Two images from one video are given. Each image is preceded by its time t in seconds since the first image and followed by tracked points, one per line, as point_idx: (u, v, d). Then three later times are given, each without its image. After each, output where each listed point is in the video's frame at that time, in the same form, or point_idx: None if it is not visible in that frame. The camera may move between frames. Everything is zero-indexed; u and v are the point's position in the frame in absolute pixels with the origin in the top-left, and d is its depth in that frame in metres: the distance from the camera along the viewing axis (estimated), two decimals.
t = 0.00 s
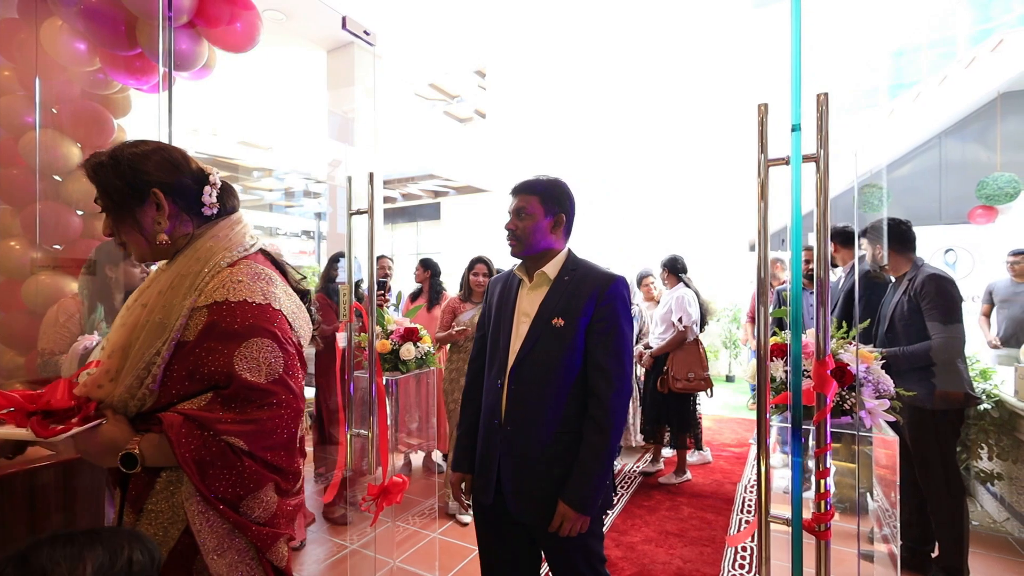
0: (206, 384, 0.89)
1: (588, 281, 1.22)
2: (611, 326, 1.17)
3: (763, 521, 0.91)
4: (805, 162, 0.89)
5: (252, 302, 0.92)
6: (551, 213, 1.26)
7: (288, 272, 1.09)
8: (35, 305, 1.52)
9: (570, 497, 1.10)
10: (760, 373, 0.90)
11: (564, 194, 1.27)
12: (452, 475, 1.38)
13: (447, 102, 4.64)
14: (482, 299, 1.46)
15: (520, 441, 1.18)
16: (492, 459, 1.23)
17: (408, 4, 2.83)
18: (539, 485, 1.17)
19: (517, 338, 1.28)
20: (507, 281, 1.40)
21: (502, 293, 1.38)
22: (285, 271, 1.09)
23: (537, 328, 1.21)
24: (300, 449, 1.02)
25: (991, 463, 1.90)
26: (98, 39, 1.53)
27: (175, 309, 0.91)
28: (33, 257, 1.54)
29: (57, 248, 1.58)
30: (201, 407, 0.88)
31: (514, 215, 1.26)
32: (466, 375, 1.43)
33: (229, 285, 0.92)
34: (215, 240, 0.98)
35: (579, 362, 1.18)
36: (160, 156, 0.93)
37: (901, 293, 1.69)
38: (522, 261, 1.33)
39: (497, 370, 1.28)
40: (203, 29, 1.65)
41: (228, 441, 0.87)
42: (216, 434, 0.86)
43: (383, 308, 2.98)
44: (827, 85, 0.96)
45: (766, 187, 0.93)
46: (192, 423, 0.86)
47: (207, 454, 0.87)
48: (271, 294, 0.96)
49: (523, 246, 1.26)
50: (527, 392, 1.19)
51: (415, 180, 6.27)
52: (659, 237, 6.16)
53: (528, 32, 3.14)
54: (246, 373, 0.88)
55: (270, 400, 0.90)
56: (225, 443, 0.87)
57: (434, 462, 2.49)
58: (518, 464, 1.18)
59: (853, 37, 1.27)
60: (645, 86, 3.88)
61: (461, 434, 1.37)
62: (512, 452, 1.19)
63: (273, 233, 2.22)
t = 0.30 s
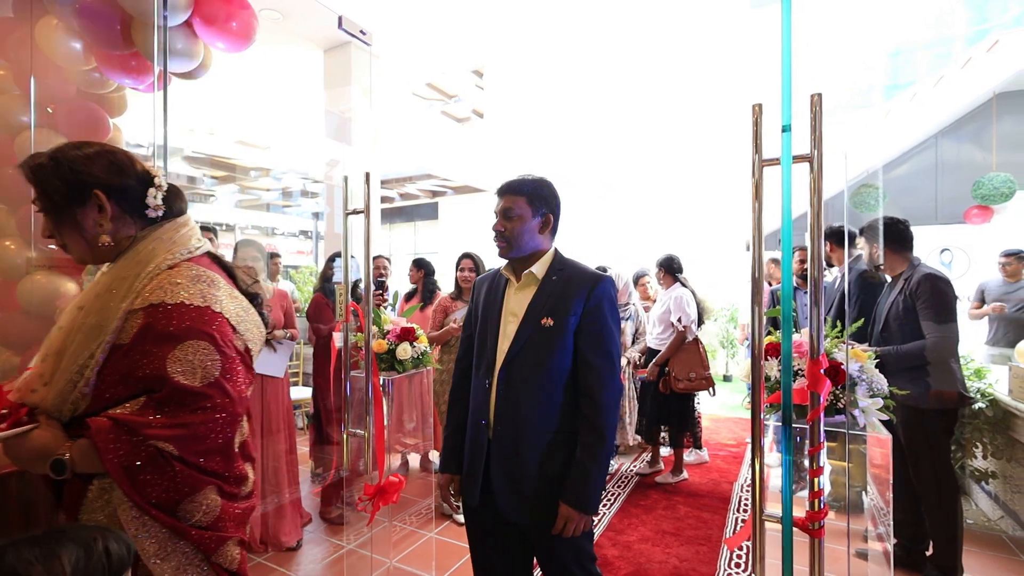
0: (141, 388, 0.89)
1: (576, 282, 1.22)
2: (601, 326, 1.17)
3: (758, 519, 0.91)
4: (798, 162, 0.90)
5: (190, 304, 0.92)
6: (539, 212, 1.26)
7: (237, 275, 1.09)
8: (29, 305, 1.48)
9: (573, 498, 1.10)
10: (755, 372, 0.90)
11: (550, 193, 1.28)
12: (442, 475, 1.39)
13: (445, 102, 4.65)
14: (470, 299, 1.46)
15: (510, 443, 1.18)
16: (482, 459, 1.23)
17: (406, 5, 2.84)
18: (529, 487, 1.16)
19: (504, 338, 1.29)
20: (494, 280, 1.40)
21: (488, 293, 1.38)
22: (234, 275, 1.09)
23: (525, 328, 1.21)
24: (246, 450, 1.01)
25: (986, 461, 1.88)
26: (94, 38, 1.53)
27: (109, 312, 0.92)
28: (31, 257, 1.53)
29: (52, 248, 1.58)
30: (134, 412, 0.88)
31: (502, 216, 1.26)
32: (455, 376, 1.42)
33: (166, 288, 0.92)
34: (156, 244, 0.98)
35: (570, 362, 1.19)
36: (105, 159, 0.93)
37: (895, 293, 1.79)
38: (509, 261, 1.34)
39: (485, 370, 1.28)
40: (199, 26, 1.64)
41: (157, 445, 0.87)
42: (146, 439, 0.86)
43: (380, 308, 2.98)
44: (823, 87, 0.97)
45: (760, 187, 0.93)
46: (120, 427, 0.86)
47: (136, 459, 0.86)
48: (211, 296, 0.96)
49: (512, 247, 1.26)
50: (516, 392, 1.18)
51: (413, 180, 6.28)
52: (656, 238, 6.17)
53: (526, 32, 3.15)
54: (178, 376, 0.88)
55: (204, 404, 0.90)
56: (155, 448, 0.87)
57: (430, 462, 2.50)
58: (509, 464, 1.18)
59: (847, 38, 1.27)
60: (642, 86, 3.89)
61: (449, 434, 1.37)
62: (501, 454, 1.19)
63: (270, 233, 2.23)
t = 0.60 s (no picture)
0: (30, 394, 0.92)
1: (564, 282, 1.22)
2: (589, 325, 1.17)
3: (751, 518, 0.92)
4: (791, 163, 0.90)
5: (84, 307, 0.96)
6: (526, 216, 1.25)
7: (152, 278, 1.13)
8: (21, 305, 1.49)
9: (567, 497, 1.11)
10: (749, 372, 0.90)
11: (531, 195, 1.26)
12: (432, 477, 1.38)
13: (440, 102, 4.64)
14: (454, 299, 1.45)
15: (501, 443, 1.18)
16: (473, 459, 1.23)
17: (400, 5, 2.84)
18: (523, 486, 1.16)
19: (493, 338, 1.28)
20: (480, 280, 1.40)
21: (475, 293, 1.37)
22: (150, 278, 1.13)
23: (515, 329, 1.21)
24: (158, 454, 1.06)
25: (978, 460, 1.87)
26: (85, 37, 1.52)
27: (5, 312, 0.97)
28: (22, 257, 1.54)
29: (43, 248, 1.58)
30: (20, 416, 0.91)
31: (495, 229, 1.23)
32: (442, 376, 1.42)
33: (60, 291, 0.96)
34: (58, 243, 1.04)
35: (560, 361, 1.19)
36: (13, 156, 1.01)
37: (890, 293, 1.94)
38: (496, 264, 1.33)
39: (474, 371, 1.28)
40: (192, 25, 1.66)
41: (43, 450, 0.91)
42: (30, 445, 0.90)
43: (374, 309, 2.97)
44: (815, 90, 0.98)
45: (753, 188, 0.94)
46: (6, 432, 0.89)
47: (22, 465, 0.90)
48: (109, 299, 1.00)
49: (509, 258, 1.25)
50: (507, 392, 1.19)
51: (408, 180, 6.27)
52: (651, 238, 6.19)
53: (521, 32, 3.15)
54: (66, 381, 0.92)
55: (95, 409, 0.94)
56: (39, 453, 0.90)
57: (426, 462, 2.49)
58: (501, 464, 1.18)
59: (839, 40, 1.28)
60: (637, 86, 3.90)
61: (439, 436, 1.37)
62: (494, 454, 1.19)
63: (264, 233, 2.10)
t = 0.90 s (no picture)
0: None
1: (550, 284, 1.22)
2: (575, 326, 1.17)
3: (749, 518, 0.92)
4: (790, 162, 0.90)
5: None
6: (507, 223, 1.24)
7: (70, 273, 1.19)
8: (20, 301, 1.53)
9: (556, 497, 1.11)
10: (747, 373, 0.90)
11: (508, 201, 1.23)
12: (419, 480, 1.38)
13: (439, 102, 4.64)
14: (441, 301, 1.45)
15: (488, 445, 1.18)
16: (460, 462, 1.24)
17: (399, 5, 2.84)
18: (512, 487, 1.16)
19: (479, 341, 1.28)
20: (466, 283, 1.39)
21: (461, 295, 1.37)
22: (69, 276, 1.19)
23: (501, 332, 1.21)
24: (72, 461, 1.08)
25: (975, 460, 1.93)
26: (81, 34, 1.50)
27: None
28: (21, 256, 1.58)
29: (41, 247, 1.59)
30: None
31: (476, 241, 1.21)
32: (428, 379, 1.41)
33: None
34: None
35: (546, 362, 1.18)
36: None
37: (888, 293, 1.80)
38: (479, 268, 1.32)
39: (460, 374, 1.28)
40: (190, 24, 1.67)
41: None
42: None
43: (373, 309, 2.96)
44: (815, 90, 0.98)
45: (752, 187, 0.93)
46: None
47: None
48: (14, 294, 1.03)
49: (492, 266, 1.24)
50: (495, 394, 1.18)
51: (407, 180, 6.26)
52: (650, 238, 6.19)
53: (519, 32, 3.15)
54: None
55: None
56: None
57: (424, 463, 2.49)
58: (487, 466, 1.18)
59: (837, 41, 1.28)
60: (635, 86, 3.91)
61: (426, 439, 1.37)
62: (481, 456, 1.18)
63: (263, 233, 2.06)
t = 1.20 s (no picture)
0: None
1: (534, 284, 1.21)
2: (559, 327, 1.17)
3: (750, 518, 0.92)
4: (791, 162, 0.90)
5: None
6: (489, 221, 1.22)
7: None
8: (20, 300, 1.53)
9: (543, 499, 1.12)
10: (747, 373, 0.90)
11: (491, 197, 1.22)
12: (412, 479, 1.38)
13: (439, 102, 4.63)
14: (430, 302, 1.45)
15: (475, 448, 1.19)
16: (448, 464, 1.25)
17: (398, 6, 2.84)
18: (501, 490, 1.17)
19: (464, 343, 1.29)
20: (454, 283, 1.39)
21: (448, 296, 1.37)
22: None
23: (487, 334, 1.21)
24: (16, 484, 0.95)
25: (976, 460, 1.92)
26: (83, 35, 1.50)
27: None
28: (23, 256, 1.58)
29: (43, 246, 1.59)
30: None
31: (454, 239, 1.21)
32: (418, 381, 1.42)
33: None
34: None
35: (531, 364, 1.18)
36: None
37: (889, 293, 1.82)
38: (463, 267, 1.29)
39: (445, 377, 1.28)
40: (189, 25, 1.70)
41: None
42: None
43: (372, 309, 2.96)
44: (816, 89, 0.98)
45: (752, 187, 0.93)
46: None
47: None
48: None
49: (474, 266, 1.23)
50: (482, 397, 1.18)
51: (407, 180, 6.25)
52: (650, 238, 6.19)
53: (518, 33, 3.16)
54: None
55: None
56: None
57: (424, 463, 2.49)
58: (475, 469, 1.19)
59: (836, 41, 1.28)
60: (635, 86, 3.91)
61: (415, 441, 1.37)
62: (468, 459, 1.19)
63: (263, 233, 2.05)
